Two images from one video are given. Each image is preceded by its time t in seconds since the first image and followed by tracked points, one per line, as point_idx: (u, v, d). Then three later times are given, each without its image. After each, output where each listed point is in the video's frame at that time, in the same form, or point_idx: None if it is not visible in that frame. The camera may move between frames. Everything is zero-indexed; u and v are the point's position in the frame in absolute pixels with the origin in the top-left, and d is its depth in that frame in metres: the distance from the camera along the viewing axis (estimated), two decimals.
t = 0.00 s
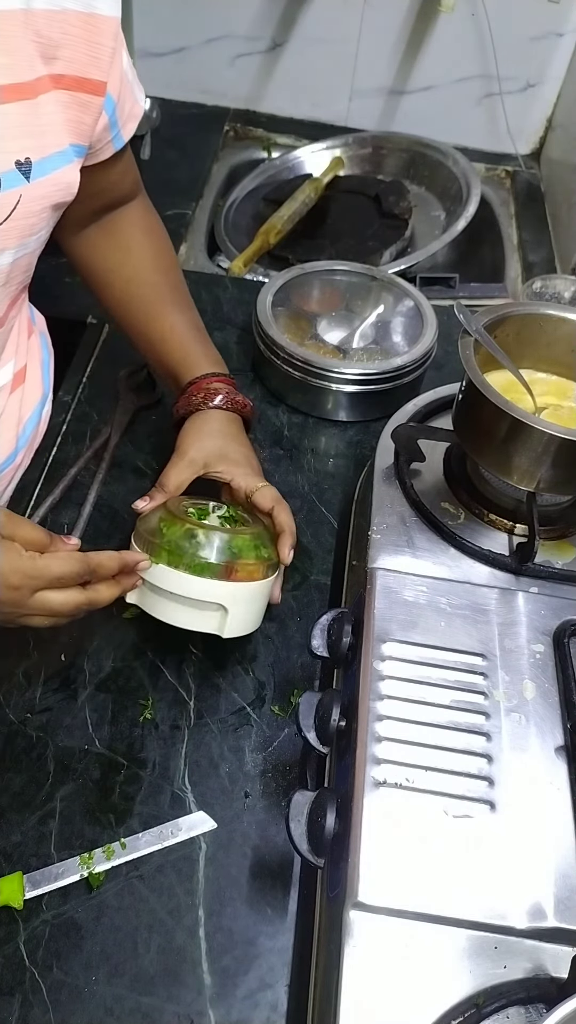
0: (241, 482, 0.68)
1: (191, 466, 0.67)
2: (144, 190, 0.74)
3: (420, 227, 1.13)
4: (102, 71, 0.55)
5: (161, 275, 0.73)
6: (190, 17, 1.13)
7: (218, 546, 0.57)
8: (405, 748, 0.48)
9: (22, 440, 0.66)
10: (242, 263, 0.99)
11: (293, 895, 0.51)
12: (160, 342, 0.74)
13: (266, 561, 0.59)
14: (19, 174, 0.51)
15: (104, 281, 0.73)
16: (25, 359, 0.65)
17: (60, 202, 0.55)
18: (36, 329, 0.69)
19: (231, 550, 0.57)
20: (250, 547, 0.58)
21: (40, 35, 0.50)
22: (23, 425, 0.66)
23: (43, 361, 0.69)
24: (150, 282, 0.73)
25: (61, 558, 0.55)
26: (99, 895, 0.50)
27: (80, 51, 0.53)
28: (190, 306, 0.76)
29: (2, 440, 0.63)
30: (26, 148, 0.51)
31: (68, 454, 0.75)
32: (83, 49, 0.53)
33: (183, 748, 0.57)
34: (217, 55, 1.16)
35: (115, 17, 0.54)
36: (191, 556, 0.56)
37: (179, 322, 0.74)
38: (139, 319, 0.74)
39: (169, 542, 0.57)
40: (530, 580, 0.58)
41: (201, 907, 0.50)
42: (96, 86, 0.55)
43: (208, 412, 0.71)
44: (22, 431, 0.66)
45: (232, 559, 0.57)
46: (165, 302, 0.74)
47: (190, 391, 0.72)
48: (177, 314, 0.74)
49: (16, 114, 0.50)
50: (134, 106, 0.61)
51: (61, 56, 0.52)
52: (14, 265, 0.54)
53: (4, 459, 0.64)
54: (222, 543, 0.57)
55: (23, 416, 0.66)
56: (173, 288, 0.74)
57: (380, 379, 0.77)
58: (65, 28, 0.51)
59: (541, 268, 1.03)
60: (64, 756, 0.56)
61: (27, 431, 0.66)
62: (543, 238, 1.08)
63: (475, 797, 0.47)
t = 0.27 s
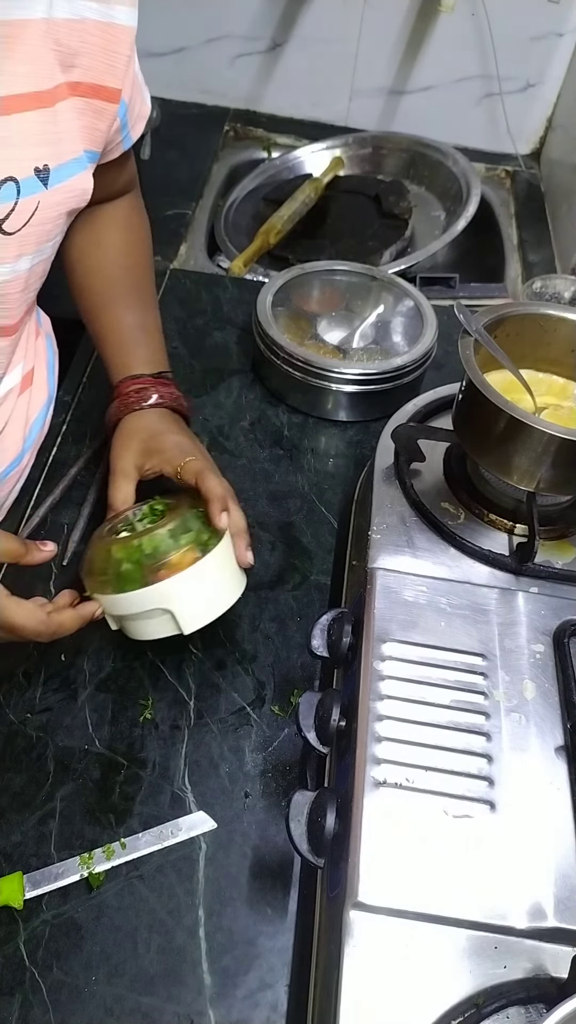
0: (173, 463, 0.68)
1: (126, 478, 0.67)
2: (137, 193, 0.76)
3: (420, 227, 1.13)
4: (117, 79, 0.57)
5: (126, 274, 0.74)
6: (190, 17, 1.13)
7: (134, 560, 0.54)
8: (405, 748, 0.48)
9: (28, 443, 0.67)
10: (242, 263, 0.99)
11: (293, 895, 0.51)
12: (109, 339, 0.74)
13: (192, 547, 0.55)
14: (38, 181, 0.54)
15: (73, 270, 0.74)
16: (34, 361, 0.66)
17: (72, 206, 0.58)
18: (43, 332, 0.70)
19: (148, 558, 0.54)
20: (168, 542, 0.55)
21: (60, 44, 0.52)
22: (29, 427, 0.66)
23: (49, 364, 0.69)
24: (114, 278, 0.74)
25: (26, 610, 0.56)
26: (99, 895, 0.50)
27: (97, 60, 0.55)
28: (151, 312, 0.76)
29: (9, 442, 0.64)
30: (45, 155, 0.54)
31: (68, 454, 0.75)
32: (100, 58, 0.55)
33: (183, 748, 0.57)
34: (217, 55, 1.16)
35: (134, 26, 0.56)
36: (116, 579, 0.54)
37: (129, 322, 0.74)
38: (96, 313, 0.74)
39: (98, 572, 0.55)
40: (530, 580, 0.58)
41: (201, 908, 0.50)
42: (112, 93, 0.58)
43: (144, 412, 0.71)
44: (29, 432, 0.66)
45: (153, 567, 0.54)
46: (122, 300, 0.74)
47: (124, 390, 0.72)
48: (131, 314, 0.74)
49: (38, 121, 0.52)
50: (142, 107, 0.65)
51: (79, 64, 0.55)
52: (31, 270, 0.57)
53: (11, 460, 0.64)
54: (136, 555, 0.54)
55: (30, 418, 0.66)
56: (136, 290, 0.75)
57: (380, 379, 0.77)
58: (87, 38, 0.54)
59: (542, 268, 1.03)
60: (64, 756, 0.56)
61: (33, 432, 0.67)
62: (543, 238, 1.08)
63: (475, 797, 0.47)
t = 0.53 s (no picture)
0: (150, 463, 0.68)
1: (105, 485, 0.68)
2: (135, 203, 0.77)
3: (420, 227, 1.13)
4: (126, 83, 0.58)
5: (117, 281, 0.75)
6: (190, 17, 1.13)
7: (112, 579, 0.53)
8: (405, 748, 0.48)
9: (33, 445, 0.67)
10: (242, 263, 0.99)
11: (293, 895, 0.51)
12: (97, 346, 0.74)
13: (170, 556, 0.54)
14: (50, 185, 0.56)
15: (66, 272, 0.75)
16: (38, 363, 0.67)
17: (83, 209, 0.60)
18: (46, 333, 0.69)
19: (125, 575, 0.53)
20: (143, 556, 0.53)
21: (72, 49, 0.54)
22: (34, 430, 0.66)
23: (52, 367, 0.69)
24: (105, 283, 0.74)
25: (28, 634, 0.56)
26: (99, 895, 0.50)
27: (107, 65, 0.56)
28: (139, 320, 0.76)
29: (15, 443, 0.64)
30: (58, 159, 0.56)
31: (68, 454, 0.75)
32: (110, 63, 0.56)
33: (183, 748, 0.57)
34: (217, 55, 1.16)
35: (144, 32, 0.57)
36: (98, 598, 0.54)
37: (117, 329, 0.74)
38: (86, 319, 0.75)
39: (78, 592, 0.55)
40: (530, 580, 0.58)
41: (201, 907, 0.50)
42: (121, 97, 0.59)
43: (121, 419, 0.71)
44: (34, 434, 0.66)
45: (133, 585, 0.53)
46: (111, 307, 0.74)
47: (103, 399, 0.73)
48: (120, 321, 0.74)
49: (50, 126, 0.54)
50: (149, 112, 0.65)
51: (89, 69, 0.56)
52: (43, 272, 0.59)
53: (17, 462, 0.65)
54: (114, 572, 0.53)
55: (35, 421, 0.66)
56: (126, 297, 0.75)
57: (380, 379, 0.77)
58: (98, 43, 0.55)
59: (542, 268, 1.03)
60: (64, 756, 0.56)
61: (38, 435, 0.67)
62: (543, 238, 1.08)
63: (475, 797, 0.47)
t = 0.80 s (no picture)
0: (130, 473, 0.67)
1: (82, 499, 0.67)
2: (137, 225, 0.77)
3: (420, 227, 1.13)
4: (128, 90, 0.58)
5: (107, 301, 0.75)
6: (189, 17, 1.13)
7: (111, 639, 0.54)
8: (405, 748, 0.48)
9: (35, 448, 0.67)
10: (242, 263, 0.99)
11: (293, 895, 0.51)
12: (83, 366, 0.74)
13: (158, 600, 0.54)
14: (59, 188, 0.57)
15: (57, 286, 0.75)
16: (40, 364, 0.67)
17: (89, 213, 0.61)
18: (45, 335, 0.69)
19: (123, 631, 0.54)
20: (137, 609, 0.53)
21: (77, 54, 0.55)
22: (36, 432, 0.67)
23: (53, 368, 0.69)
24: (95, 303, 0.75)
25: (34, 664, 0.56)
26: (99, 895, 0.50)
27: (108, 70, 0.57)
28: (128, 343, 0.76)
29: (18, 446, 0.64)
30: (66, 163, 0.56)
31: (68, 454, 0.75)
32: (112, 70, 0.57)
33: (183, 748, 0.57)
34: (217, 55, 1.16)
35: (147, 40, 0.57)
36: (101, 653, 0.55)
37: (103, 351, 0.74)
38: (75, 336, 0.75)
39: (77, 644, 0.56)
40: (530, 580, 0.58)
41: (201, 907, 0.50)
42: (122, 104, 0.59)
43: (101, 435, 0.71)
44: (36, 436, 0.67)
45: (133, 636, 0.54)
46: (99, 327, 0.75)
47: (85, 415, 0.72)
48: (106, 343, 0.74)
49: (57, 131, 0.55)
50: (151, 124, 0.65)
51: (93, 75, 0.56)
52: (50, 275, 0.60)
53: (21, 464, 0.65)
54: (112, 633, 0.54)
55: (36, 424, 0.67)
56: (115, 319, 0.75)
57: (380, 379, 0.77)
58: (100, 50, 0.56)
59: (542, 268, 1.03)
60: (64, 756, 0.56)
61: (39, 437, 0.67)
62: (543, 238, 1.08)
63: (475, 797, 0.47)
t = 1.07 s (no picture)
0: (156, 496, 0.67)
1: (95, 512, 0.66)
2: (141, 242, 0.78)
3: (420, 227, 1.13)
4: (120, 91, 0.58)
5: (112, 317, 0.75)
6: (189, 17, 1.13)
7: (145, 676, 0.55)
8: (405, 748, 0.48)
9: (34, 447, 0.67)
10: (242, 263, 0.99)
11: (293, 895, 0.51)
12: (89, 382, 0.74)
13: (200, 646, 0.56)
14: (57, 185, 0.57)
15: (63, 303, 0.76)
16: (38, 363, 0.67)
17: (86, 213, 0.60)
18: (42, 334, 0.69)
19: (160, 672, 0.55)
20: (179, 652, 0.56)
21: (71, 54, 0.55)
22: (35, 431, 0.66)
23: (49, 368, 0.69)
24: (100, 319, 0.75)
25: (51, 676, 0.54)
26: (99, 895, 0.50)
27: (99, 71, 0.57)
28: (136, 359, 0.76)
29: (17, 444, 0.64)
30: (64, 161, 0.57)
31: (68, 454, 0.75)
32: (103, 71, 0.57)
33: (183, 748, 0.57)
34: (217, 55, 1.16)
35: (140, 43, 0.57)
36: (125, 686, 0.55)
37: (109, 368, 0.74)
38: (82, 353, 0.75)
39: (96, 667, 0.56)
40: (530, 580, 0.58)
41: (201, 907, 0.50)
42: (115, 105, 0.58)
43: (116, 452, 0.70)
44: (35, 436, 0.66)
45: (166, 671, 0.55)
46: (106, 344, 0.75)
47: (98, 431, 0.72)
48: (113, 360, 0.74)
49: (51, 128, 0.55)
50: (143, 133, 0.65)
51: (85, 75, 0.56)
52: (49, 273, 0.60)
53: (19, 463, 0.65)
54: (147, 671, 0.55)
55: (35, 423, 0.66)
56: (122, 336, 0.75)
57: (380, 379, 0.77)
58: (93, 49, 0.56)
59: (542, 268, 1.03)
60: (64, 756, 0.56)
61: (39, 436, 0.67)
62: (543, 238, 1.08)
63: (474, 797, 0.47)
